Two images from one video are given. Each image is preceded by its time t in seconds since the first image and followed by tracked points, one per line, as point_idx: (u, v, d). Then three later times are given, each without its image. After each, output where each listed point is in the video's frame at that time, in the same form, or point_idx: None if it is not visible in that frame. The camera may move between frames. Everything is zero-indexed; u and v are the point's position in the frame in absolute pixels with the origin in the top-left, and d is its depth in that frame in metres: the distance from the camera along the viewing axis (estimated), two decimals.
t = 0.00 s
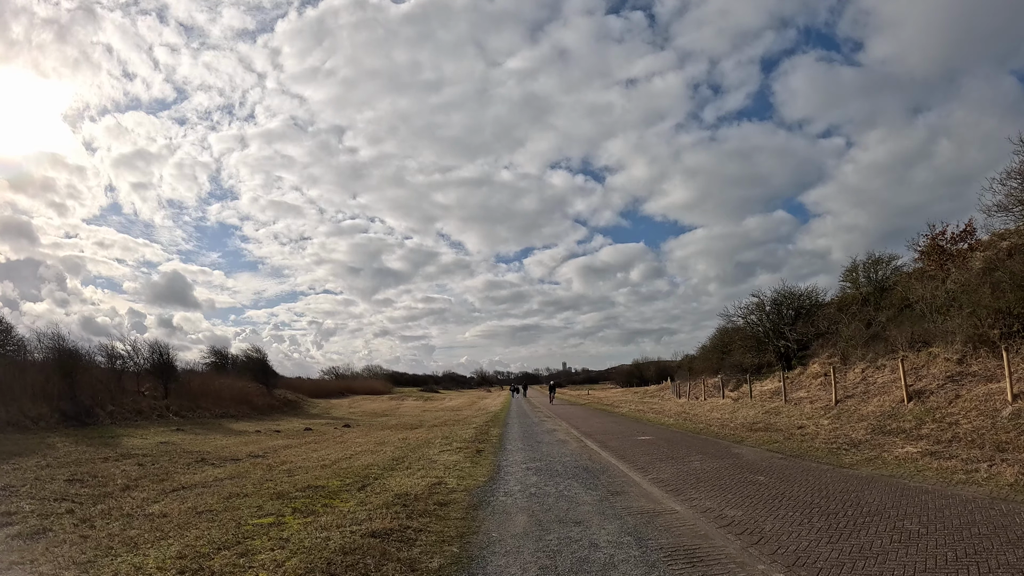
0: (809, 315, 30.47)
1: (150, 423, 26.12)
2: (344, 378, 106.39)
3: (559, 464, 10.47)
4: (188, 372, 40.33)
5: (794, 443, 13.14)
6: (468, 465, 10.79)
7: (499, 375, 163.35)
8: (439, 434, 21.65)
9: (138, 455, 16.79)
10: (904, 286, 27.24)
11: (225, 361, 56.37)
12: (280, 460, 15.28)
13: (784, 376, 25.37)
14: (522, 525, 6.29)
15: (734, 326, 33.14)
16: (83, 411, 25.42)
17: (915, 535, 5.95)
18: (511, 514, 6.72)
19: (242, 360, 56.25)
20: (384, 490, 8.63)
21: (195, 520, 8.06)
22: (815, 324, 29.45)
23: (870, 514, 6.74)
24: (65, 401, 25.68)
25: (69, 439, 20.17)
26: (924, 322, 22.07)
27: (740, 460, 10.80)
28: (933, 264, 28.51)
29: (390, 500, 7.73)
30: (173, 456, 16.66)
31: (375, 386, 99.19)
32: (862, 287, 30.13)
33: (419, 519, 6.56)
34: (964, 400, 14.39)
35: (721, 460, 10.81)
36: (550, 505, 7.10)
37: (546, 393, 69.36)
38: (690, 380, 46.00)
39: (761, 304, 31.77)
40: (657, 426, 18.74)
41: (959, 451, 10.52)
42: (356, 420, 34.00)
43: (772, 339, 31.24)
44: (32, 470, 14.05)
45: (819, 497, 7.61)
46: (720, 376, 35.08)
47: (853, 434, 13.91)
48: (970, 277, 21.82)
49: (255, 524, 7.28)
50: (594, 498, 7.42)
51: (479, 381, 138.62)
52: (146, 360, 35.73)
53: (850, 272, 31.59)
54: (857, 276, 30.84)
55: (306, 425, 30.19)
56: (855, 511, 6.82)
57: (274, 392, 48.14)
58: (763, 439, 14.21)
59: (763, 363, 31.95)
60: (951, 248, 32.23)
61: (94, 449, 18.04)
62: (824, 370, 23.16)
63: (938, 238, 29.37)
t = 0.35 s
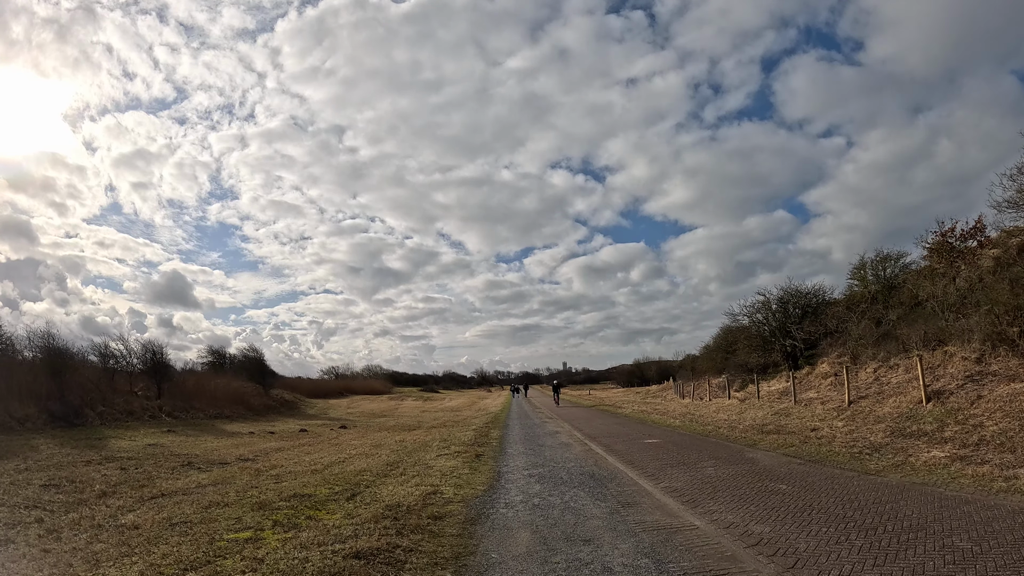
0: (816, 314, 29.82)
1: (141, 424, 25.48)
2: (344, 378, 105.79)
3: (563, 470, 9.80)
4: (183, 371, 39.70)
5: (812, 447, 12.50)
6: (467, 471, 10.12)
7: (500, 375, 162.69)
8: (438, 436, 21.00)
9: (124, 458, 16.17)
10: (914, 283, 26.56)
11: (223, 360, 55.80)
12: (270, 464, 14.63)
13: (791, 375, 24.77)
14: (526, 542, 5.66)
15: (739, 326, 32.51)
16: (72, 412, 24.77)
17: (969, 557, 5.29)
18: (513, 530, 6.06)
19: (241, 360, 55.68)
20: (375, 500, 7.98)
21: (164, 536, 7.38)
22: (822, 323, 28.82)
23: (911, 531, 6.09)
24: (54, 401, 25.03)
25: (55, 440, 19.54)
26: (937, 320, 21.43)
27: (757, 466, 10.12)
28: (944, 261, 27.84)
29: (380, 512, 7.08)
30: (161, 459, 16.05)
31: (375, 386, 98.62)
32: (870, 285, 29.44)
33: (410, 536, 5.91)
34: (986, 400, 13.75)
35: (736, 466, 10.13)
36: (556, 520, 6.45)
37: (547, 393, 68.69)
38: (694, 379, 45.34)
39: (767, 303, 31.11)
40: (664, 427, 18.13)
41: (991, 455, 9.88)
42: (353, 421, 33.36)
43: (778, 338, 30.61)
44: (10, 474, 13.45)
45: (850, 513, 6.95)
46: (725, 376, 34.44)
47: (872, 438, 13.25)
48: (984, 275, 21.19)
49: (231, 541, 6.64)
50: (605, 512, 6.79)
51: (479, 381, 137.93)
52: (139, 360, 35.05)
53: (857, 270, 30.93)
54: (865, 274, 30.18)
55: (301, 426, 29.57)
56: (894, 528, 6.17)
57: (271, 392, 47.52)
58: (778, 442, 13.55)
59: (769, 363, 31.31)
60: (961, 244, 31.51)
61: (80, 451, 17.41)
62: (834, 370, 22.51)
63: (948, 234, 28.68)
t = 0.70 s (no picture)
0: (823, 311, 29.13)
1: (131, 424, 24.80)
2: (344, 378, 105.09)
3: (566, 474, 9.12)
4: (178, 370, 38.96)
5: (829, 448, 11.86)
6: (462, 474, 9.44)
7: (501, 375, 161.97)
8: (435, 437, 20.32)
9: (107, 458, 15.50)
10: (924, 279, 25.83)
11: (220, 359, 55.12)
12: (258, 465, 13.93)
13: (799, 374, 24.14)
14: (525, 557, 5.00)
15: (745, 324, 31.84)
16: (59, 412, 24.06)
17: None
18: (511, 544, 5.37)
19: (238, 359, 55.02)
20: (360, 508, 7.29)
21: (125, 548, 6.69)
22: (829, 321, 28.15)
23: (959, 545, 5.43)
24: (41, 400, 24.33)
25: (38, 440, 18.89)
26: (951, 316, 20.72)
27: (774, 469, 9.44)
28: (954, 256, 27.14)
29: (364, 522, 6.40)
30: (146, 460, 15.39)
31: (375, 386, 97.95)
32: (878, 281, 28.75)
33: (394, 551, 5.23)
34: (1009, 398, 13.11)
35: (752, 469, 9.45)
36: (559, 532, 5.77)
37: (547, 394, 67.94)
38: (697, 379, 44.60)
39: (772, 300, 30.43)
40: (670, 428, 17.49)
41: None
42: (350, 421, 32.68)
43: (785, 336, 29.94)
44: None
45: (884, 524, 6.29)
46: (730, 375, 33.79)
47: (891, 438, 12.61)
48: (998, 270, 20.51)
49: (197, 555, 5.95)
50: (614, 522, 6.12)
51: (479, 381, 137.23)
52: (132, 359, 34.37)
53: (865, 266, 30.24)
54: (872, 271, 29.49)
55: (296, 426, 28.89)
56: (939, 543, 5.50)
57: (268, 392, 46.86)
58: (792, 443, 12.90)
59: (775, 362, 30.65)
60: (972, 239, 30.75)
61: (62, 451, 16.74)
62: (844, 369, 21.83)
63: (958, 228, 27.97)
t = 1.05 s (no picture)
0: (832, 308, 28.43)
1: (122, 424, 24.15)
2: (344, 377, 104.47)
3: (573, 480, 8.44)
4: (173, 369, 38.28)
5: (852, 450, 11.21)
6: (461, 479, 8.77)
7: (501, 374, 161.33)
8: (435, 438, 19.66)
9: (91, 460, 14.84)
10: (936, 275, 25.12)
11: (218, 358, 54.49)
12: (247, 468, 13.27)
13: (808, 373, 23.47)
14: None
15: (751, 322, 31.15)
16: (47, 411, 23.40)
17: None
18: (516, 564, 4.69)
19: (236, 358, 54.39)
20: (347, 518, 6.63)
21: (86, 563, 6.03)
22: (838, 320, 27.47)
23: None
24: (29, 399, 23.67)
25: (23, 440, 18.23)
26: (966, 313, 20.03)
27: (797, 474, 8.77)
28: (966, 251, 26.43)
29: (350, 536, 5.74)
30: (130, 461, 14.74)
31: (376, 386, 97.31)
32: (888, 278, 28.04)
33: (382, 571, 4.59)
34: None
35: (773, 475, 8.77)
36: (570, 548, 5.11)
37: (549, 394, 67.19)
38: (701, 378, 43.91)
39: (779, 298, 29.72)
40: (679, 429, 16.82)
41: None
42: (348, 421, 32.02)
43: (792, 335, 29.24)
44: None
45: (935, 541, 5.60)
46: (736, 375, 33.11)
47: (914, 439, 11.95)
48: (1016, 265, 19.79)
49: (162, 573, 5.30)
50: (631, 536, 5.47)
51: (480, 381, 136.56)
52: (125, 358, 33.66)
53: (874, 263, 29.53)
54: (881, 267, 28.78)
55: (292, 426, 28.25)
56: (1002, 560, 4.86)
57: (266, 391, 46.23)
58: (810, 445, 12.23)
59: (782, 361, 29.98)
60: (983, 234, 30.02)
61: (46, 452, 16.09)
62: (855, 369, 21.16)
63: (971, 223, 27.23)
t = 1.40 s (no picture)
0: (841, 307, 27.76)
1: (112, 425, 23.50)
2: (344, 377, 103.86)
3: (580, 490, 7.77)
4: (168, 369, 37.61)
5: (877, 456, 10.54)
6: (460, 489, 8.09)
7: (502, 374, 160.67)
8: (433, 441, 18.95)
9: (73, 465, 14.18)
10: (948, 273, 24.42)
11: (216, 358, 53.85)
12: (235, 474, 12.60)
13: (818, 374, 22.81)
14: None
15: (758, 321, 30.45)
16: (34, 413, 22.73)
17: None
18: None
19: (234, 358, 53.74)
20: (332, 536, 5.97)
21: None
22: (847, 319, 26.80)
23: None
24: (16, 400, 23.00)
25: (7, 443, 17.56)
26: (982, 311, 19.35)
27: (823, 483, 8.08)
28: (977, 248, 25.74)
29: (333, 559, 5.08)
30: (114, 466, 14.08)
31: (376, 386, 96.70)
32: (898, 275, 27.35)
33: None
34: None
35: (797, 483, 8.09)
36: None
37: (550, 394, 66.48)
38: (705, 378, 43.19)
39: (786, 296, 29.06)
40: (689, 432, 16.14)
41: None
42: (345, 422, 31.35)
43: (800, 334, 28.56)
44: None
45: (996, 565, 4.93)
46: (742, 375, 32.41)
47: (941, 443, 11.26)
48: None
49: None
50: (653, 561, 4.80)
51: (480, 381, 135.89)
52: (118, 358, 33.03)
53: (883, 260, 28.84)
54: (890, 265, 28.11)
55: (287, 427, 27.57)
56: None
57: (263, 392, 45.55)
58: (831, 450, 11.55)
59: (789, 361, 29.32)
60: (994, 231, 29.32)
61: (27, 456, 15.42)
62: (867, 369, 20.49)
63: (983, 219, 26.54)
